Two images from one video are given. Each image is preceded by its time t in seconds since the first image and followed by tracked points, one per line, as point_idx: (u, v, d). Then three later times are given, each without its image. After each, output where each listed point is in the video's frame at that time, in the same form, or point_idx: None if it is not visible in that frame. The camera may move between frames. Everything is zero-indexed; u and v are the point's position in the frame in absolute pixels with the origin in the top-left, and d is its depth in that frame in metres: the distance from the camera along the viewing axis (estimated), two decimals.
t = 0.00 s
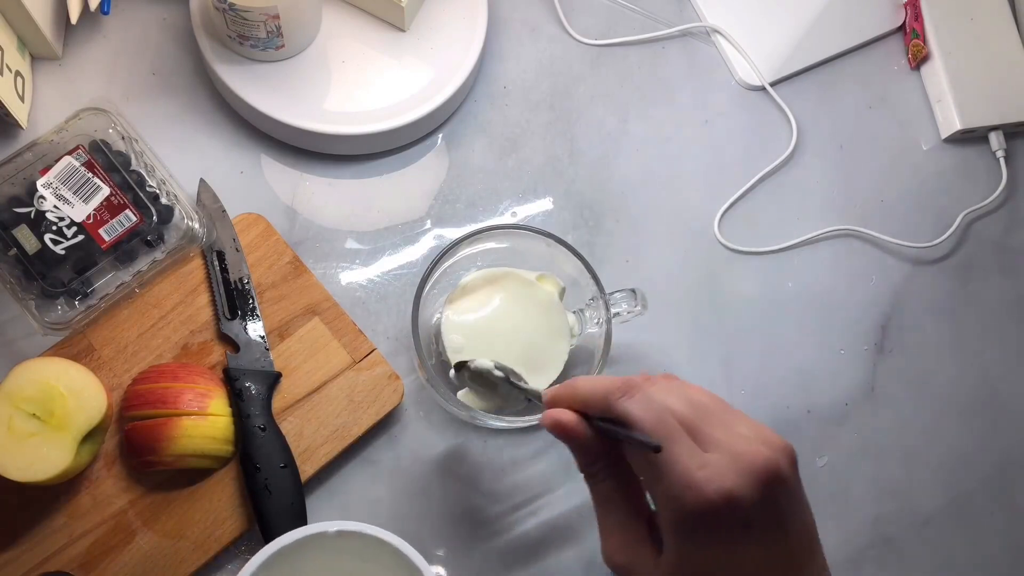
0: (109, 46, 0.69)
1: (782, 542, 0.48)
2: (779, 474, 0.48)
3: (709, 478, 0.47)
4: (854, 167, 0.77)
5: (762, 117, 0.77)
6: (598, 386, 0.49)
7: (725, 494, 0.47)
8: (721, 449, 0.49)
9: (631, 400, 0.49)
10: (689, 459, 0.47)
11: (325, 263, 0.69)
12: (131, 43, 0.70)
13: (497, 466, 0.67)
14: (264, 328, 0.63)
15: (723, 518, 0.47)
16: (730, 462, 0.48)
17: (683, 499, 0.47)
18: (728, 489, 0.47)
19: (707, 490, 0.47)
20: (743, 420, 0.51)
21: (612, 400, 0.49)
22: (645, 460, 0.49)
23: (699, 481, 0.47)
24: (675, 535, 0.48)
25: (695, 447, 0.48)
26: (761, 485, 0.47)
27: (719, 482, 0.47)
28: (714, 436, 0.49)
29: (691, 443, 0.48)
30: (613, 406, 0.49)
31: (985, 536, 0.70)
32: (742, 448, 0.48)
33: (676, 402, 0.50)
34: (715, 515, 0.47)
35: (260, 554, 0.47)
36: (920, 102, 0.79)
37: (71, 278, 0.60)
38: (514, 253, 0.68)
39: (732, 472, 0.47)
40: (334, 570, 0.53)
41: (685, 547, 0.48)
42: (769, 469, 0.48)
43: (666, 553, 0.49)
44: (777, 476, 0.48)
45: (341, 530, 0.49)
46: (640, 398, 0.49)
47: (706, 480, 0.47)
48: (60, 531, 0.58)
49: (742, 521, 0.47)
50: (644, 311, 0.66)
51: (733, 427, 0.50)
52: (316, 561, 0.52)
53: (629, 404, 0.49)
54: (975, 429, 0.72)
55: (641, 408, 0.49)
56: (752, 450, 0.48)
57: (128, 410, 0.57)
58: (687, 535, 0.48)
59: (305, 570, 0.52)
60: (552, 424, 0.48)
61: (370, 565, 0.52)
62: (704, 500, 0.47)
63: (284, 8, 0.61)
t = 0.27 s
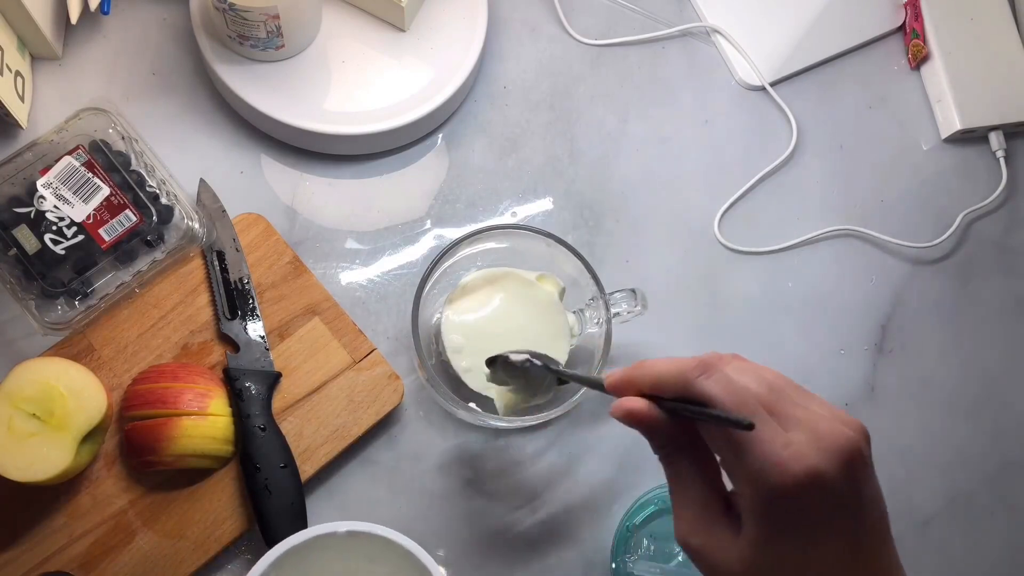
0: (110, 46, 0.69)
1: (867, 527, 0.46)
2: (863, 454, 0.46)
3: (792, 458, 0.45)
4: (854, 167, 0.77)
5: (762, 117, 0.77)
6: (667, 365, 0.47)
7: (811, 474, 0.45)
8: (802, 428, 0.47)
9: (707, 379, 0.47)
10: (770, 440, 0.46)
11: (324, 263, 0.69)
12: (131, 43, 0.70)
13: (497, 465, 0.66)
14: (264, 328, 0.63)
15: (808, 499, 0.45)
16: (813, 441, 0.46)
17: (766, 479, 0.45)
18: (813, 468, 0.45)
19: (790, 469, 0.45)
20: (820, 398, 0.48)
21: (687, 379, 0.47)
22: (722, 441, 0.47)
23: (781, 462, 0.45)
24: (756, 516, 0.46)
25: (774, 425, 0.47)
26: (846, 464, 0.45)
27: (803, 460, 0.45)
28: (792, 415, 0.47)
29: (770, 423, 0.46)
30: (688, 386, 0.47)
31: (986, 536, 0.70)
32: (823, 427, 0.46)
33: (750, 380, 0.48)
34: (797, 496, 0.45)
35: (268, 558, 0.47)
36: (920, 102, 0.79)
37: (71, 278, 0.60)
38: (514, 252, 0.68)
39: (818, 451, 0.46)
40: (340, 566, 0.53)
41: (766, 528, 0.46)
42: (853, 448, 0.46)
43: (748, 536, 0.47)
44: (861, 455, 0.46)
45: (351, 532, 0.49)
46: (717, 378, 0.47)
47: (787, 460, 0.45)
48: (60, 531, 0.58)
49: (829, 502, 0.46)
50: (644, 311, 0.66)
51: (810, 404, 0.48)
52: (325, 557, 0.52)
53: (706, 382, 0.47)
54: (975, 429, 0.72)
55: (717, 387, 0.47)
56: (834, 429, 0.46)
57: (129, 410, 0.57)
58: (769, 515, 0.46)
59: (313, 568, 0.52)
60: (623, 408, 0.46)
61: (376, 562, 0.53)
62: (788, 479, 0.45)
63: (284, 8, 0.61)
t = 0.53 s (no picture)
0: (110, 46, 0.69)
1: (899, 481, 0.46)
2: (887, 403, 0.45)
3: (819, 416, 0.44)
4: (854, 167, 0.77)
5: (762, 117, 0.77)
6: (677, 338, 0.47)
7: (840, 432, 0.44)
8: (825, 382, 0.45)
9: (721, 346, 0.46)
10: (795, 399, 0.44)
11: (325, 263, 0.69)
12: (131, 43, 0.70)
13: (497, 466, 0.66)
14: (264, 328, 0.63)
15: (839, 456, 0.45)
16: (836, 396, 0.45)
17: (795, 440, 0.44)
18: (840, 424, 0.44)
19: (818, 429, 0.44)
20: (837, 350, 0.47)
21: (699, 348, 0.46)
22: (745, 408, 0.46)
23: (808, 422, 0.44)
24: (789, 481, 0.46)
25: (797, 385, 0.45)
26: (873, 416, 0.45)
27: (830, 418, 0.44)
28: (811, 369, 0.45)
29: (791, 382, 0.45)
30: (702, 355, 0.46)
31: (986, 536, 0.70)
32: (845, 380, 0.45)
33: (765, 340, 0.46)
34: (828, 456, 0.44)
35: (281, 554, 0.47)
36: (920, 102, 0.79)
37: (71, 278, 0.60)
38: (514, 252, 0.68)
39: (843, 405, 0.44)
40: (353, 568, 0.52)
41: (801, 493, 0.46)
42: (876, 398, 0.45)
43: (784, 503, 0.47)
44: (885, 405, 0.45)
45: (363, 531, 0.49)
46: (730, 343, 0.46)
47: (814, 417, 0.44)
48: (60, 531, 0.58)
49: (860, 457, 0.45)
50: (644, 311, 0.66)
51: (830, 356, 0.46)
52: (339, 558, 0.51)
53: (720, 350, 0.46)
54: (975, 429, 0.72)
55: (734, 352, 0.46)
56: (856, 379, 0.45)
57: (129, 410, 0.57)
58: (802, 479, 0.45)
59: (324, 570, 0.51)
60: (641, 387, 0.46)
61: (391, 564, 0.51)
62: (817, 441, 0.44)
63: (284, 8, 0.61)
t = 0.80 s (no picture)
0: (109, 46, 0.69)
1: (876, 484, 0.46)
2: (863, 404, 0.46)
3: (791, 420, 0.45)
4: (854, 167, 0.77)
5: (762, 117, 0.77)
6: (653, 338, 0.47)
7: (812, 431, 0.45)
8: (798, 385, 0.46)
9: (696, 347, 0.46)
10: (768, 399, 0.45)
11: (325, 263, 0.69)
12: (131, 43, 0.70)
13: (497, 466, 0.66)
14: (264, 328, 0.63)
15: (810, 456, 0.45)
16: (809, 396, 0.46)
17: (767, 441, 0.45)
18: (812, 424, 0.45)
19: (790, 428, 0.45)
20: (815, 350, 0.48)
21: (674, 348, 0.46)
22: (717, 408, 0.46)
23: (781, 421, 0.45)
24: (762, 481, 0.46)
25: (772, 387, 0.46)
26: (847, 419, 0.45)
27: (802, 418, 0.45)
28: (785, 372, 0.47)
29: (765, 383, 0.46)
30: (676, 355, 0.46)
31: (986, 536, 0.70)
32: (819, 381, 0.46)
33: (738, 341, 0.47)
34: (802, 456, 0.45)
35: (283, 555, 0.47)
36: (920, 102, 0.79)
37: (71, 278, 0.60)
38: (514, 252, 0.68)
39: (816, 408, 0.45)
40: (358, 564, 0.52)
41: (774, 493, 0.46)
42: (850, 398, 0.46)
43: (758, 508, 0.47)
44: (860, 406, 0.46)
45: (366, 528, 0.48)
46: (705, 343, 0.46)
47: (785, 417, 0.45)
48: (60, 531, 0.58)
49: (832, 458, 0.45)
50: (644, 311, 0.66)
51: (806, 359, 0.47)
52: (342, 554, 0.51)
53: (695, 350, 0.46)
54: (976, 429, 0.72)
55: (708, 352, 0.46)
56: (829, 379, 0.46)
57: (129, 410, 0.57)
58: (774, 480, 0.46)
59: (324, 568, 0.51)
60: (615, 385, 0.46)
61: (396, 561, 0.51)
62: (792, 441, 0.45)
63: (284, 8, 0.61)
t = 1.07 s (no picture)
0: (109, 46, 0.69)
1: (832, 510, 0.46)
2: (828, 432, 0.45)
3: (750, 444, 0.44)
4: (854, 167, 0.77)
5: (762, 117, 0.77)
6: (623, 352, 0.47)
7: (772, 456, 0.44)
8: (764, 410, 0.46)
9: (663, 365, 0.47)
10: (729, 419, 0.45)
11: (324, 263, 0.69)
12: (131, 43, 0.70)
13: (498, 466, 0.66)
14: (264, 328, 0.63)
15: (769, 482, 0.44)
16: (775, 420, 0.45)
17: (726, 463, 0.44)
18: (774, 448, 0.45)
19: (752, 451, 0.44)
20: (787, 377, 0.48)
21: (641, 366, 0.47)
22: (679, 430, 0.47)
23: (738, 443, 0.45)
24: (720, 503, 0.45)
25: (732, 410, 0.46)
26: (811, 447, 0.44)
27: (765, 442, 0.44)
28: (754, 395, 0.47)
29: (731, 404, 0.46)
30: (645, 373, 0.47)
31: (986, 537, 0.70)
32: (784, 406, 0.46)
33: (709, 361, 0.48)
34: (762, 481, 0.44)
35: (293, 552, 0.46)
36: (920, 102, 0.79)
37: (71, 278, 0.60)
38: (514, 252, 0.68)
39: (778, 434, 0.45)
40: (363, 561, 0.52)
41: (730, 517, 0.45)
42: (818, 424, 0.45)
43: (714, 530, 0.46)
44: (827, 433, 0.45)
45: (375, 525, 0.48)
46: (671, 363, 0.47)
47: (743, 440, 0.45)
48: (60, 531, 0.58)
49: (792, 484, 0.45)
50: (644, 311, 0.66)
51: (775, 384, 0.47)
52: (349, 552, 0.51)
53: (661, 369, 0.47)
54: (976, 429, 0.72)
55: (674, 371, 0.47)
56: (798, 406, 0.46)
57: (128, 410, 0.57)
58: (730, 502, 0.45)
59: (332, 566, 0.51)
60: (574, 383, 0.46)
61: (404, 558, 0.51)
62: (751, 466, 0.44)
63: (284, 8, 0.61)
